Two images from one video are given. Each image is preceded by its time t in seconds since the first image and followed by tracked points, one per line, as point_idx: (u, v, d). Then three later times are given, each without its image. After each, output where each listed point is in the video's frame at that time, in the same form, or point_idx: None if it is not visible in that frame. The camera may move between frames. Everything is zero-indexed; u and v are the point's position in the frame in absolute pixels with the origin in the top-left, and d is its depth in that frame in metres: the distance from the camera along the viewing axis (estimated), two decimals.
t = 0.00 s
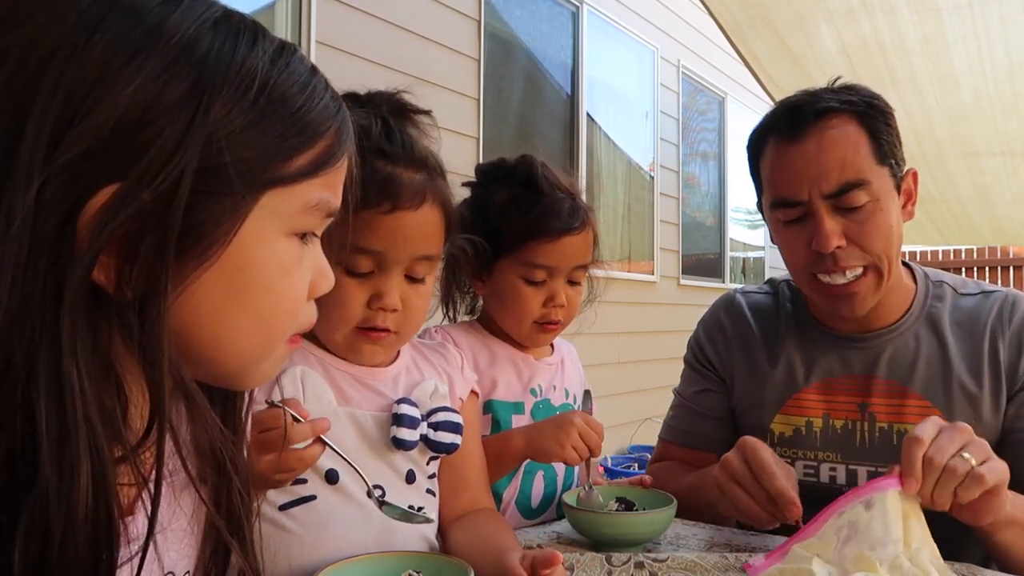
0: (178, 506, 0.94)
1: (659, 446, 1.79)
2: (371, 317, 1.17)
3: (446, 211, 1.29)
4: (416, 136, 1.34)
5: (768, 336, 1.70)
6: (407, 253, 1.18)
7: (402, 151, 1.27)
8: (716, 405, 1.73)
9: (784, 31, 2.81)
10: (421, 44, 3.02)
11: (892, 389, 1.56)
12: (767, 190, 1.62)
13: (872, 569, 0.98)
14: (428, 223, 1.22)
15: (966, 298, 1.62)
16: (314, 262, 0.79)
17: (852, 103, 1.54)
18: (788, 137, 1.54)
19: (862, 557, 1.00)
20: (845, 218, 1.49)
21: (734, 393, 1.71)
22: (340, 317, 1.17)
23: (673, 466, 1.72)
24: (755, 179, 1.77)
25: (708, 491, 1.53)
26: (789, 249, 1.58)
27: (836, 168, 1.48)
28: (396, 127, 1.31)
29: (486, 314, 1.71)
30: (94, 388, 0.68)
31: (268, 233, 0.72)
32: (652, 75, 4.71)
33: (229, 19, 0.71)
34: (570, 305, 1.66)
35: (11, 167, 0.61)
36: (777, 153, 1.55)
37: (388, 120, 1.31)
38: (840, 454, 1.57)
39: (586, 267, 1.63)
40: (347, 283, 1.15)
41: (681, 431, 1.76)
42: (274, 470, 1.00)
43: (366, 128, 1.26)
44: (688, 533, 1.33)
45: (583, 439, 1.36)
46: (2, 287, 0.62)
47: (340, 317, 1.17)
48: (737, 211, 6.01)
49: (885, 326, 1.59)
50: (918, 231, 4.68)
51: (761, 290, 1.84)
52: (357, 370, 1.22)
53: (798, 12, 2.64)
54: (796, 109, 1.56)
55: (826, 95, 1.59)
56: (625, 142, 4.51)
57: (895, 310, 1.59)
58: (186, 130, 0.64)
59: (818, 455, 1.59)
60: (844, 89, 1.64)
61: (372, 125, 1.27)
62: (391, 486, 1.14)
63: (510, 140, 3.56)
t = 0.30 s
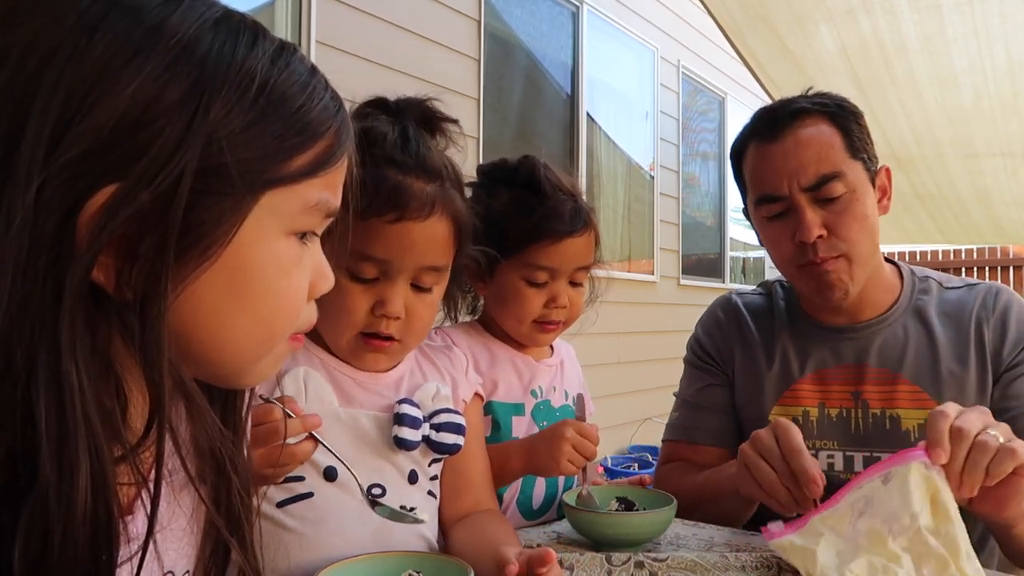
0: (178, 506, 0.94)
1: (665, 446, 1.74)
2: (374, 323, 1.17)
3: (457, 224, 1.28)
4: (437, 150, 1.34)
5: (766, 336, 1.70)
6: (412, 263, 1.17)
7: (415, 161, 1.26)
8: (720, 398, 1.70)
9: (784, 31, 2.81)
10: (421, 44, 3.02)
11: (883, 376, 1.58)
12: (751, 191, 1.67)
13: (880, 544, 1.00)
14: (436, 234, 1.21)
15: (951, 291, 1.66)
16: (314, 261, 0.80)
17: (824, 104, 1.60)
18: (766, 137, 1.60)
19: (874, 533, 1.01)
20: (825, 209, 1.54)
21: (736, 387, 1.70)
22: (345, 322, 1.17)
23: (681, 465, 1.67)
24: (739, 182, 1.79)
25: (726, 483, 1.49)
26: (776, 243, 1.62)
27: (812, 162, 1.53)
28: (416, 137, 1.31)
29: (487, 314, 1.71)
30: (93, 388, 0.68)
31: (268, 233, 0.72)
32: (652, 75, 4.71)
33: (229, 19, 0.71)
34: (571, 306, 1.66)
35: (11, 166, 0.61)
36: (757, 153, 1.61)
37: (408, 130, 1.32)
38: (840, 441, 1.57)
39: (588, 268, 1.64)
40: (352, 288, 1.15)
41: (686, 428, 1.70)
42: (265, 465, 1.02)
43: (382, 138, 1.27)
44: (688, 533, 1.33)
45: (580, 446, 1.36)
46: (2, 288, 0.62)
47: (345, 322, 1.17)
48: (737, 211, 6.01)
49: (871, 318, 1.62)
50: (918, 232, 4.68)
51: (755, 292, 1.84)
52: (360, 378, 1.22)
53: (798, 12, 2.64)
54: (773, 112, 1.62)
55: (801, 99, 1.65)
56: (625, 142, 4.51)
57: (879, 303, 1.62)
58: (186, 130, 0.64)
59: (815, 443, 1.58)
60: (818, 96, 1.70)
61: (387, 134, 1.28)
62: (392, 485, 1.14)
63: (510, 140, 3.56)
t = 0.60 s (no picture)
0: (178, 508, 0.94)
1: (666, 444, 1.73)
2: (373, 327, 1.17)
3: (464, 232, 1.27)
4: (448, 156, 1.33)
5: (763, 337, 1.70)
6: (415, 269, 1.17)
7: (422, 168, 1.26)
8: (721, 395, 1.70)
9: (784, 31, 2.81)
10: (421, 44, 3.02)
11: (876, 370, 1.58)
12: (750, 191, 1.67)
13: (890, 568, 0.99)
14: (440, 241, 1.20)
15: (935, 289, 1.68)
16: (314, 262, 0.80)
17: (820, 106, 1.62)
18: (764, 138, 1.60)
19: (886, 555, 1.00)
20: (826, 207, 1.55)
21: (737, 382, 1.69)
22: (344, 323, 1.18)
23: (684, 466, 1.64)
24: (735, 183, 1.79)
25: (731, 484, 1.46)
26: (776, 242, 1.62)
27: (814, 160, 1.54)
28: (425, 140, 1.30)
29: (485, 314, 1.71)
30: (95, 392, 0.68)
31: (270, 237, 0.73)
32: (652, 75, 4.71)
33: (231, 21, 0.71)
34: (572, 306, 1.67)
35: (12, 173, 0.61)
36: (756, 153, 1.61)
37: (419, 133, 1.31)
38: (837, 435, 1.57)
39: (589, 269, 1.64)
40: (355, 291, 1.16)
41: (686, 427, 1.69)
42: (264, 466, 1.03)
43: (390, 141, 1.26)
44: (688, 533, 1.33)
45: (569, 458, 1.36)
46: (3, 294, 0.62)
47: (343, 324, 1.18)
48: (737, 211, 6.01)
49: (867, 311, 1.62)
50: (919, 231, 4.69)
51: (747, 295, 1.84)
52: (353, 381, 1.22)
53: (798, 12, 2.64)
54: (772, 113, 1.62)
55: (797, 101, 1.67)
56: (625, 142, 4.50)
57: (872, 297, 1.63)
58: (187, 135, 0.64)
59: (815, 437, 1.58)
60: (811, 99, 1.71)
61: (397, 137, 1.27)
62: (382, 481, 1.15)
63: (510, 140, 3.55)
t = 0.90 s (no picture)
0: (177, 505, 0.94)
1: (663, 450, 1.74)
2: (382, 319, 1.16)
3: (462, 216, 1.27)
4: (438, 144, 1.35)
5: (758, 337, 1.70)
6: (420, 257, 1.17)
7: (418, 156, 1.27)
8: (716, 399, 1.71)
9: (784, 29, 2.81)
10: (421, 44, 3.02)
11: (872, 371, 1.58)
12: (762, 183, 1.68)
13: (885, 569, 0.97)
14: (441, 228, 1.20)
15: (932, 290, 1.68)
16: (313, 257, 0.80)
17: (836, 103, 1.64)
18: (782, 128, 1.63)
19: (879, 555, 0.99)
20: (841, 201, 1.56)
21: (732, 386, 1.69)
22: (352, 317, 1.16)
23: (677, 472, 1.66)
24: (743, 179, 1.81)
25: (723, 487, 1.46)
26: (786, 233, 1.62)
27: (835, 153, 1.55)
28: (416, 130, 1.32)
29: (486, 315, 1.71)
30: (95, 392, 0.68)
31: (268, 235, 0.73)
32: (652, 75, 4.71)
33: (228, 18, 0.71)
34: (574, 308, 1.67)
35: (13, 173, 0.61)
36: (773, 143, 1.63)
37: (408, 125, 1.33)
38: (833, 436, 1.56)
39: (591, 273, 1.64)
40: (362, 283, 1.15)
41: (686, 430, 1.70)
42: (277, 453, 1.03)
43: (383, 135, 1.27)
44: (688, 532, 1.33)
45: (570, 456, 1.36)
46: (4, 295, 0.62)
47: (351, 318, 1.16)
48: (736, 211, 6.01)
49: (863, 314, 1.62)
50: (919, 230, 4.69)
51: (744, 296, 1.84)
52: (362, 383, 1.21)
53: (798, 12, 2.65)
54: (784, 108, 1.66)
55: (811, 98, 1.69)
56: (625, 141, 4.51)
57: (870, 298, 1.63)
58: (187, 133, 0.64)
59: (810, 438, 1.57)
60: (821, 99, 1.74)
61: (388, 130, 1.29)
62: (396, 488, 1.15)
63: (510, 140, 3.55)
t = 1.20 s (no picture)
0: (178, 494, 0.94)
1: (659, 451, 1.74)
2: (388, 316, 1.15)
3: (463, 215, 1.27)
4: (435, 140, 1.35)
5: (757, 338, 1.70)
6: (424, 250, 1.17)
7: (418, 152, 1.27)
8: (714, 401, 1.70)
9: (784, 27, 2.80)
10: (421, 44, 3.02)
11: (872, 371, 1.58)
12: (784, 169, 1.66)
13: (885, 569, 0.94)
14: (443, 222, 1.20)
15: (932, 291, 1.69)
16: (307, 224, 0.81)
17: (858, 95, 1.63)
18: (819, 112, 1.61)
19: (879, 560, 0.95)
20: (865, 194, 1.56)
21: (729, 389, 1.69)
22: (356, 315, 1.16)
23: (674, 476, 1.65)
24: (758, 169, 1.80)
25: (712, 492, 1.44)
26: (805, 219, 1.60)
27: (866, 145, 1.55)
28: (413, 129, 1.32)
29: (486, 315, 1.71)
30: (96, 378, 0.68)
31: (256, 207, 0.72)
32: (652, 74, 4.71)
33: None
34: (574, 310, 1.67)
35: None
36: (800, 127, 1.62)
37: (405, 125, 1.33)
38: (831, 437, 1.56)
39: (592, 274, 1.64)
40: (365, 281, 1.15)
41: (683, 434, 1.70)
42: (300, 425, 1.02)
43: (381, 135, 1.28)
44: (688, 533, 1.33)
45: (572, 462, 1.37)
46: None
47: (355, 316, 1.16)
48: (737, 211, 6.01)
49: (864, 311, 1.62)
50: (919, 228, 4.68)
51: (744, 296, 1.84)
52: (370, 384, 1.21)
53: (799, 10, 2.65)
54: (818, 94, 1.64)
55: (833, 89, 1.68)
56: (625, 141, 4.50)
57: (871, 298, 1.62)
58: (158, 113, 0.64)
59: (809, 440, 1.57)
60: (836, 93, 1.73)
61: (385, 131, 1.29)
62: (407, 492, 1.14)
63: (510, 139, 3.55)
